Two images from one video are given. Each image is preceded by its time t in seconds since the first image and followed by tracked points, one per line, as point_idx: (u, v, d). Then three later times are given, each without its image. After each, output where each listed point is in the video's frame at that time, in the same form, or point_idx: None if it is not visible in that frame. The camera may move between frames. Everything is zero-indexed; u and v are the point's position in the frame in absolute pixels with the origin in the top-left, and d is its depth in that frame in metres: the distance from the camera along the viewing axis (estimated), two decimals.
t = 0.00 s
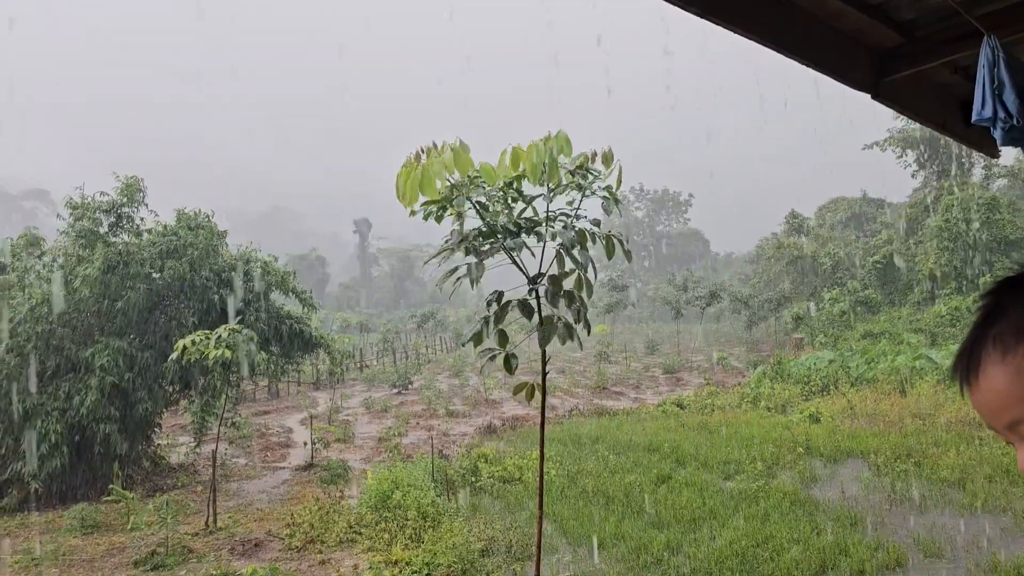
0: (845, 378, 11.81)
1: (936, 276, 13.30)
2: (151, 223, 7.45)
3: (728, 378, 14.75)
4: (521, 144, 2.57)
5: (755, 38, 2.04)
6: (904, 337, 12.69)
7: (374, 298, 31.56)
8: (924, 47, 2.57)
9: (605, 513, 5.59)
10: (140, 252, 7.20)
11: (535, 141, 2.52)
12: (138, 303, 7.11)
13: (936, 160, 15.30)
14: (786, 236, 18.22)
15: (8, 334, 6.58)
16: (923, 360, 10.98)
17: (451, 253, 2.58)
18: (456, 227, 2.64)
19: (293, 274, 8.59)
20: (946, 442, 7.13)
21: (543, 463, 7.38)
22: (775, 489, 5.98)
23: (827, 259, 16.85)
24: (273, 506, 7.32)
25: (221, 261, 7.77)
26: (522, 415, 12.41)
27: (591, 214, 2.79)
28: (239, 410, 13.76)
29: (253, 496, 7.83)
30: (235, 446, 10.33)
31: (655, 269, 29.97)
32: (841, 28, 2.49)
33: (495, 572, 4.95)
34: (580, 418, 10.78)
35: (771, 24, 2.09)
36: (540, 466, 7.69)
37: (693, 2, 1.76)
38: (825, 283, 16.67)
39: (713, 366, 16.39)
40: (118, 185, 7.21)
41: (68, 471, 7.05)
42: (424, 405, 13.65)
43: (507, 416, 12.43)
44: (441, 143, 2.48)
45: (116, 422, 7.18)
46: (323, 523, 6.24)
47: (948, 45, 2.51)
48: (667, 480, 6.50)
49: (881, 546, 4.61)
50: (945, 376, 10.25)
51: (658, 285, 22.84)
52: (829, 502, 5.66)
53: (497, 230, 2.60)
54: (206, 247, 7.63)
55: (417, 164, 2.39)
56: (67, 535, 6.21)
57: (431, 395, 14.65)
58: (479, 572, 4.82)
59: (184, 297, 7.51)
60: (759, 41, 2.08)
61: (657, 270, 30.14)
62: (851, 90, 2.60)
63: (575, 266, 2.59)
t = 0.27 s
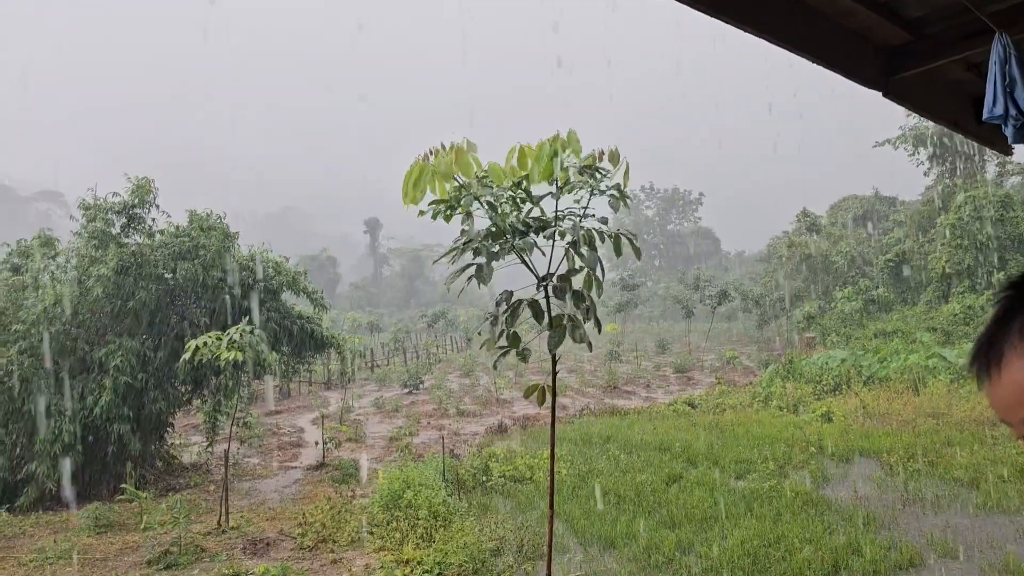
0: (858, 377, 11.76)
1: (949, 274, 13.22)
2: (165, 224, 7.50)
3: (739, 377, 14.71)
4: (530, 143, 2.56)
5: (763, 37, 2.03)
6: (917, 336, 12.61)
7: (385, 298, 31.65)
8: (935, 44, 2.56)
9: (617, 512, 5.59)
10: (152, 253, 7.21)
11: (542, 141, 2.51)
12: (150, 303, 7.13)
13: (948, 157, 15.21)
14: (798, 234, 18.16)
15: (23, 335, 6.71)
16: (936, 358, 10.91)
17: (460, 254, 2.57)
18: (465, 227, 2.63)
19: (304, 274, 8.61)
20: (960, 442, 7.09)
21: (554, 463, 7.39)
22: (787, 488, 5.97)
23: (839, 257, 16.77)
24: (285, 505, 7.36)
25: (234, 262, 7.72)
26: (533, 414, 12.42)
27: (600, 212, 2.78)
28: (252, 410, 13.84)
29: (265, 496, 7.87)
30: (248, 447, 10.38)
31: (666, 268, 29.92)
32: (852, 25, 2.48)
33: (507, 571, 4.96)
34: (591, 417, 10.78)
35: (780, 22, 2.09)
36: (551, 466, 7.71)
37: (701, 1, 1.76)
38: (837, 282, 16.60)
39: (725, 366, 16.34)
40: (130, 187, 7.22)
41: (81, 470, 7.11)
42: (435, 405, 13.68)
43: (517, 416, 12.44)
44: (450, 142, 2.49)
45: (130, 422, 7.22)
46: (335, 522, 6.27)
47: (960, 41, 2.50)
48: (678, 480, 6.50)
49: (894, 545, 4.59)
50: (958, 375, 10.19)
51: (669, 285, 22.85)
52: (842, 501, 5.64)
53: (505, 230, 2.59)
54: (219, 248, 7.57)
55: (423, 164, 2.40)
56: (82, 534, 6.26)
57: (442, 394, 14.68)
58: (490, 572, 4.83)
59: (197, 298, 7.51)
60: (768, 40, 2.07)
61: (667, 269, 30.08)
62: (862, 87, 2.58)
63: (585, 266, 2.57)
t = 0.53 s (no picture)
0: (871, 375, 11.70)
1: (963, 272, 13.13)
2: (177, 225, 7.56)
3: (751, 375, 14.66)
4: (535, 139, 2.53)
5: (773, 34, 2.02)
6: (930, 334, 12.53)
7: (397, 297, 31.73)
8: (947, 41, 2.54)
9: (628, 511, 5.59)
10: (165, 253, 7.21)
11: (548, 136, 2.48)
12: (163, 304, 7.13)
13: (962, 154, 15.10)
14: (810, 232, 18.08)
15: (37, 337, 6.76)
16: (950, 357, 10.84)
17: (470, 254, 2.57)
18: (474, 227, 2.63)
19: (315, 274, 8.63)
20: (974, 440, 7.05)
21: (566, 462, 7.39)
22: (799, 487, 5.95)
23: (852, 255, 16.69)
24: (297, 504, 7.39)
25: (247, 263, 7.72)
26: (544, 413, 12.42)
27: (610, 211, 2.77)
28: (265, 410, 13.91)
29: (277, 494, 7.91)
30: (261, 446, 10.43)
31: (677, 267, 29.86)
32: (863, 22, 2.47)
33: (518, 570, 4.96)
34: (603, 416, 10.79)
35: (791, 19, 2.08)
36: (562, 464, 7.71)
37: None
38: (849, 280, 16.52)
39: (737, 364, 16.29)
40: (142, 187, 7.29)
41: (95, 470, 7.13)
42: (447, 404, 13.70)
43: (528, 415, 12.44)
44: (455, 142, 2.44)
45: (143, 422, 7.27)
46: (347, 521, 6.29)
47: (973, 38, 2.48)
48: (690, 479, 6.48)
49: (908, 545, 4.57)
50: (972, 373, 10.11)
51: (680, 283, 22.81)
52: (855, 500, 5.62)
53: (515, 229, 2.59)
54: (232, 249, 7.52)
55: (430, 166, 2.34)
56: (96, 532, 6.31)
57: (453, 393, 14.70)
58: (502, 571, 4.83)
59: (210, 298, 7.50)
60: (779, 38, 2.05)
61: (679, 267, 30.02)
62: (873, 85, 2.57)
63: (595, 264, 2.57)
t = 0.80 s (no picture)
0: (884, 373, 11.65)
1: (979, 268, 13.04)
2: (190, 224, 7.59)
3: (764, 373, 14.60)
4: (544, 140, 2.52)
5: (786, 31, 2.01)
6: (945, 331, 12.44)
7: (408, 296, 31.80)
8: (961, 37, 2.52)
9: (641, 509, 5.59)
10: (178, 252, 7.25)
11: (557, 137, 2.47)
12: (177, 303, 7.19)
13: (977, 150, 14.99)
14: (823, 229, 17.99)
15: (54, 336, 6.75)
16: (965, 354, 10.76)
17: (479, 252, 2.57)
18: (483, 226, 2.63)
19: (328, 272, 8.64)
20: (990, 438, 6.99)
21: (578, 460, 7.37)
22: (813, 485, 5.93)
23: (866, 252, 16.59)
24: (310, 502, 7.42)
25: (258, 261, 7.82)
26: (557, 411, 12.42)
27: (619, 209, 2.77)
28: (278, 408, 13.98)
29: (290, 492, 7.94)
30: (274, 445, 10.48)
31: (689, 264, 29.80)
32: (876, 19, 2.45)
33: (531, 567, 4.96)
34: (615, 414, 10.78)
35: (804, 16, 2.07)
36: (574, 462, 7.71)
37: None
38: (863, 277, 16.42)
39: (750, 362, 16.23)
40: (155, 187, 7.33)
41: (109, 467, 7.23)
42: (459, 402, 13.72)
43: (541, 412, 12.44)
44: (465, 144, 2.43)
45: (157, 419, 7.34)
46: (359, 518, 6.31)
47: (988, 34, 2.46)
48: (703, 477, 6.47)
49: (922, 543, 4.54)
50: (987, 371, 10.04)
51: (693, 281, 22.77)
52: (868, 498, 5.59)
53: (525, 227, 2.59)
54: (244, 247, 7.58)
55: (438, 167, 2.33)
56: (111, 530, 6.35)
57: (465, 391, 14.73)
58: (514, 568, 4.84)
59: (223, 297, 7.57)
60: (791, 35, 2.04)
61: (691, 265, 29.96)
62: (886, 82, 2.55)
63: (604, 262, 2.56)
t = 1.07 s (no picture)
0: (901, 370, 11.58)
1: (996, 263, 12.91)
2: (206, 222, 7.63)
3: (779, 369, 14.53)
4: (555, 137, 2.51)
5: (799, 26, 1.99)
6: (962, 326, 12.34)
7: (422, 293, 31.89)
8: (979, 30, 2.49)
9: (655, 505, 5.57)
10: (194, 250, 7.31)
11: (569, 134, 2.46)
12: (193, 300, 7.23)
13: (995, 144, 14.85)
14: (839, 225, 17.89)
15: (70, 333, 6.84)
16: (983, 350, 10.67)
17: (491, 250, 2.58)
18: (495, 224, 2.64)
19: (343, 270, 8.66)
20: (1008, 435, 6.93)
21: (592, 456, 7.37)
22: (828, 481, 5.90)
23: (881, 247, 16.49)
24: (325, 498, 7.45)
25: (274, 260, 7.78)
26: (570, 407, 12.42)
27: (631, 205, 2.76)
28: (293, 404, 14.07)
29: (305, 488, 7.98)
30: (289, 441, 10.54)
31: (703, 261, 29.70)
32: (892, 13, 2.43)
33: (545, 564, 4.97)
34: (629, 410, 10.77)
35: (819, 10, 2.05)
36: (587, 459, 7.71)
37: None
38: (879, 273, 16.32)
39: (764, 358, 16.16)
40: (170, 185, 7.41)
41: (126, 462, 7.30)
42: (473, 398, 13.75)
43: (554, 409, 12.44)
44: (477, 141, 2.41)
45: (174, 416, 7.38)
46: (373, 515, 6.33)
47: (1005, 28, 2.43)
48: (717, 473, 6.45)
49: (939, 540, 4.51)
50: (1005, 367, 9.96)
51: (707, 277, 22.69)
52: (884, 495, 5.55)
53: (537, 225, 2.59)
54: (259, 245, 7.58)
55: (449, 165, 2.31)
56: (129, 525, 6.41)
57: (479, 388, 14.76)
58: (528, 564, 4.86)
59: (238, 294, 7.61)
60: (806, 30, 2.03)
61: (705, 261, 29.87)
62: (902, 76, 2.53)
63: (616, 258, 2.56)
